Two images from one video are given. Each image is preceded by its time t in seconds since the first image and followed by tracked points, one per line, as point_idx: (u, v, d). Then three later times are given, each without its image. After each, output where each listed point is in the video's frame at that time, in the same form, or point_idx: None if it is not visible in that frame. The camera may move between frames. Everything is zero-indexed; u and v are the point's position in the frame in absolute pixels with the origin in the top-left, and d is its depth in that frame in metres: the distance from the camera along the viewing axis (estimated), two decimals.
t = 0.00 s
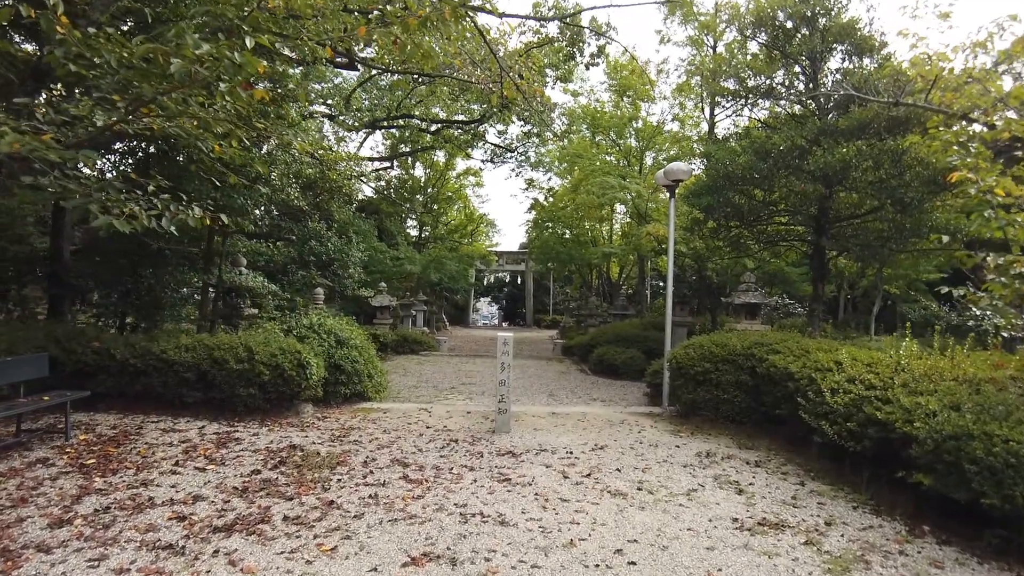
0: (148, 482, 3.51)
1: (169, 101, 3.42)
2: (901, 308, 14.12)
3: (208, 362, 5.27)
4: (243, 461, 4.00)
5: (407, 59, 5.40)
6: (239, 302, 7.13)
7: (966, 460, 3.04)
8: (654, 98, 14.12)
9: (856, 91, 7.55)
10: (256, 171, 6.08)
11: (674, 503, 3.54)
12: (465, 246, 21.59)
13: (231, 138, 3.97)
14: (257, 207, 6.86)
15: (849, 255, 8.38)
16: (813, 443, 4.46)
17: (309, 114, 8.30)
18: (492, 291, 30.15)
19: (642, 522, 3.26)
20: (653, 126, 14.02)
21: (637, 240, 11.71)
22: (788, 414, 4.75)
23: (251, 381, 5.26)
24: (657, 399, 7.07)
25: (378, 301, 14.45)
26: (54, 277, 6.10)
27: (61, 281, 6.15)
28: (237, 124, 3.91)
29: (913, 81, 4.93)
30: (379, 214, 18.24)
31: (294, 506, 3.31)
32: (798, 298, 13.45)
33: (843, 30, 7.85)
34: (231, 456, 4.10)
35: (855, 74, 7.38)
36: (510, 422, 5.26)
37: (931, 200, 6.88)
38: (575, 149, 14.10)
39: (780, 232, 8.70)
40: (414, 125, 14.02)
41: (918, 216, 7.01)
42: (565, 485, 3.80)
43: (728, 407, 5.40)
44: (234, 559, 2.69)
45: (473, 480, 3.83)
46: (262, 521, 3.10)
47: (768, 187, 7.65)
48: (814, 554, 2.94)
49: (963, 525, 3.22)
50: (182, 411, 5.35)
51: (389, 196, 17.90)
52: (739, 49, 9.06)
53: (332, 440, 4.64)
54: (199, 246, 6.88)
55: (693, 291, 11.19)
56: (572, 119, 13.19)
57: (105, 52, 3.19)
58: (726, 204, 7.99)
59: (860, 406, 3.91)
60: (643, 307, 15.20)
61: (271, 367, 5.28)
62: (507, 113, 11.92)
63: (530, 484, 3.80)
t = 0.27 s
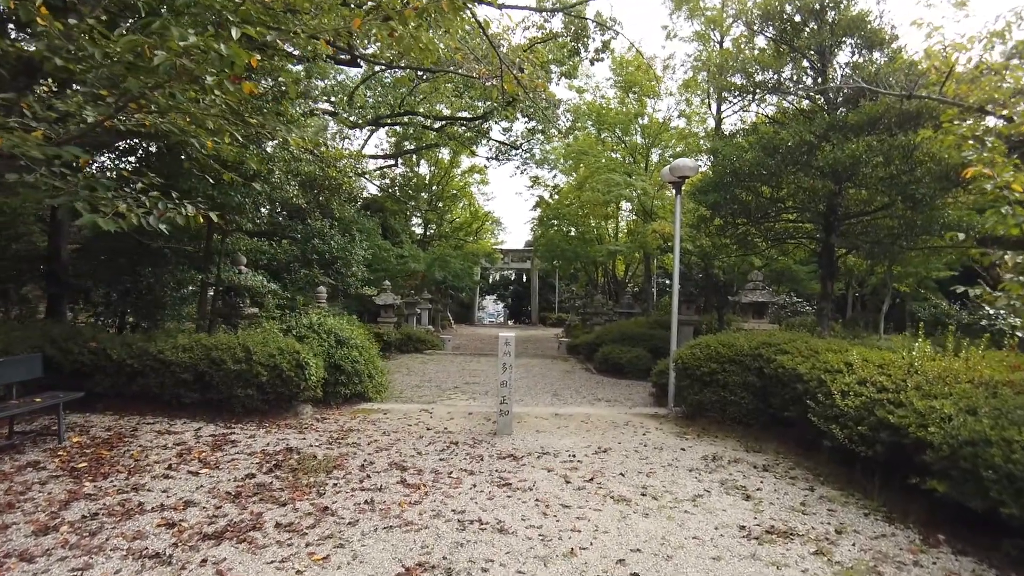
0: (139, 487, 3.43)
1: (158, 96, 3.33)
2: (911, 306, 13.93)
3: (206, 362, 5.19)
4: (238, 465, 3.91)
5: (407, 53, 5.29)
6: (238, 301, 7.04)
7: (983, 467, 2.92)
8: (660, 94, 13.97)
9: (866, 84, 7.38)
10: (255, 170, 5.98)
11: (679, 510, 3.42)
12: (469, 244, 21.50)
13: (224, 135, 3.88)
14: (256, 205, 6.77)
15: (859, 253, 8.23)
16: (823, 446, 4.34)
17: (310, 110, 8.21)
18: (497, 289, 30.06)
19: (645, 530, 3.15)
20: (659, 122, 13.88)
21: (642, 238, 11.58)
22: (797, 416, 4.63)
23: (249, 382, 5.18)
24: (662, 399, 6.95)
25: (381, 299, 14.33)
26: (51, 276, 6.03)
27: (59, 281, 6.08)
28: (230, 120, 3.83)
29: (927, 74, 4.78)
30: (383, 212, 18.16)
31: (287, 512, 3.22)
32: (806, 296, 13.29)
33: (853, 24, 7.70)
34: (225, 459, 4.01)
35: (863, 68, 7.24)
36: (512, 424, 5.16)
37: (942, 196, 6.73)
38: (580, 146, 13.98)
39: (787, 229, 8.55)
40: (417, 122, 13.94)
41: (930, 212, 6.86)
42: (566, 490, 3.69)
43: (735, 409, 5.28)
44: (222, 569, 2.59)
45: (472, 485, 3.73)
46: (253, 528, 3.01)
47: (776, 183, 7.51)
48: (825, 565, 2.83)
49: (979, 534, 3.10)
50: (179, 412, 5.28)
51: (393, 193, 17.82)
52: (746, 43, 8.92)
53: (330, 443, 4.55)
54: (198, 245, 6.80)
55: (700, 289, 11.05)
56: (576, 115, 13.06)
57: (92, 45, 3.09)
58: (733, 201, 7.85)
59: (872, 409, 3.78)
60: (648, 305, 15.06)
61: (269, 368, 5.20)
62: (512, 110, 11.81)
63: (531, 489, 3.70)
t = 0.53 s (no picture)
0: (135, 488, 3.37)
1: (155, 89, 3.26)
2: (921, 304, 13.76)
3: (207, 361, 5.13)
4: (238, 465, 3.85)
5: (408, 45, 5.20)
6: (241, 298, 6.98)
7: (1003, 469, 2.82)
8: (667, 90, 13.84)
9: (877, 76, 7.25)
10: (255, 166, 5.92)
11: (687, 512, 3.34)
12: (475, 242, 21.43)
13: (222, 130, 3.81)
14: (258, 202, 6.71)
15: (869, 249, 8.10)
16: (834, 446, 4.24)
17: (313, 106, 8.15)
18: (502, 286, 29.99)
19: (653, 533, 3.06)
20: (665, 118, 13.76)
21: (648, 235, 11.47)
22: (807, 416, 4.53)
23: (250, 380, 5.12)
24: (669, 398, 6.85)
25: (386, 298, 14.13)
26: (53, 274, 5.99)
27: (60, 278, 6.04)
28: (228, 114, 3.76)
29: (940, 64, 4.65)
30: (388, 209, 18.09)
31: (285, 514, 3.15)
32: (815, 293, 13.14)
33: (863, 16, 7.57)
34: (225, 459, 3.95)
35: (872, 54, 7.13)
36: (516, 423, 5.08)
37: (955, 191, 6.61)
38: (585, 143, 13.88)
39: (796, 226, 8.43)
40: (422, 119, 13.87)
41: (942, 208, 6.73)
42: (571, 491, 3.61)
43: (744, 409, 5.18)
44: (217, 572, 2.52)
45: (475, 486, 3.65)
46: (250, 530, 2.94)
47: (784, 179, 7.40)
48: (838, 571, 2.73)
49: (999, 538, 3.00)
50: (180, 411, 5.22)
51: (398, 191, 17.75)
52: (754, 37, 8.79)
53: (331, 442, 4.48)
54: (200, 242, 6.75)
55: (707, 287, 10.94)
56: (582, 111, 12.95)
57: (85, 37, 3.01)
58: (742, 197, 7.74)
59: (885, 409, 3.68)
60: (655, 303, 14.95)
61: (270, 366, 5.14)
62: (517, 106, 11.72)
63: (535, 490, 3.61)
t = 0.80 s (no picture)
0: (134, 488, 3.31)
1: (152, 83, 3.20)
2: (932, 303, 13.59)
3: (209, 359, 5.07)
4: (238, 465, 3.79)
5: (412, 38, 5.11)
6: (244, 296, 6.93)
7: None
8: (674, 87, 13.72)
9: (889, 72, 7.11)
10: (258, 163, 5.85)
11: (697, 516, 3.25)
12: (481, 240, 21.36)
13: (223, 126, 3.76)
14: (261, 199, 6.65)
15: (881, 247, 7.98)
16: (847, 448, 4.14)
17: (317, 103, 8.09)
18: (509, 285, 29.90)
19: (662, 537, 2.98)
20: (673, 115, 13.64)
21: (656, 233, 11.36)
22: (819, 416, 4.43)
23: (253, 379, 5.06)
24: (677, 397, 6.76)
25: (392, 297, 14.11)
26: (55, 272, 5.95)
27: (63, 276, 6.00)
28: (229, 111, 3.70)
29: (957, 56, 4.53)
30: (394, 208, 18.04)
31: (285, 516, 3.09)
32: (824, 292, 13.00)
33: (874, 10, 7.44)
34: (225, 459, 3.89)
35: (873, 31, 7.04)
36: (522, 423, 5.00)
37: (969, 188, 6.48)
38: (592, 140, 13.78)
39: (806, 223, 8.31)
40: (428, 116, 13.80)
41: (956, 205, 6.61)
42: (578, 494, 3.52)
43: (754, 409, 5.08)
44: None
45: (480, 488, 3.58)
46: (249, 533, 2.87)
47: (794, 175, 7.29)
48: None
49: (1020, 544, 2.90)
50: (182, 410, 5.17)
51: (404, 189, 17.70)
52: (762, 32, 8.67)
53: (334, 442, 4.42)
54: (203, 240, 6.69)
55: (715, 285, 10.83)
56: (589, 109, 12.84)
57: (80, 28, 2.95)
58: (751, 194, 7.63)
59: (901, 410, 3.58)
60: (662, 301, 14.83)
61: (273, 365, 5.07)
62: (523, 103, 11.63)
63: (541, 492, 3.53)
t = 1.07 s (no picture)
0: (132, 491, 3.23)
1: (149, 75, 3.11)
2: (945, 301, 13.40)
3: (211, 358, 5.00)
4: (239, 467, 3.71)
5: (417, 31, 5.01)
6: (249, 294, 6.85)
7: None
8: (682, 83, 13.58)
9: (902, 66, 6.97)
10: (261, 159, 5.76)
11: (711, 521, 3.15)
12: (487, 238, 21.26)
13: (224, 120, 3.67)
14: (265, 196, 6.57)
15: (894, 245, 7.84)
16: (865, 450, 4.02)
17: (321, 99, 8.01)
18: (515, 283, 29.79)
19: (675, 544, 2.87)
20: (681, 112, 13.50)
21: (664, 230, 11.24)
22: (836, 418, 4.31)
23: (256, 378, 4.98)
24: (687, 397, 6.65)
25: (398, 294, 13.83)
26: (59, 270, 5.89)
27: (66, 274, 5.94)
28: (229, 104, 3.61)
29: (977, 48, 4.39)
30: (400, 205, 17.98)
31: (287, 520, 3.00)
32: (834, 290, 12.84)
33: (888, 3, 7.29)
34: (227, 460, 3.81)
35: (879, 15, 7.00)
36: (529, 424, 4.90)
37: (987, 183, 6.33)
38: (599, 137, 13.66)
39: (818, 220, 8.18)
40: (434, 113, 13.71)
41: (973, 201, 6.46)
42: (588, 498, 3.42)
43: (767, 410, 4.96)
44: None
45: (487, 491, 3.48)
46: (249, 538, 2.78)
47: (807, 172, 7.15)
48: None
49: None
50: (185, 410, 5.10)
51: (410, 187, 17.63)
52: (773, 26, 8.54)
53: (338, 443, 4.33)
54: (207, 237, 6.62)
55: (724, 283, 10.70)
56: (596, 105, 12.72)
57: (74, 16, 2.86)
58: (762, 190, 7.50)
59: (922, 412, 3.46)
60: (670, 300, 14.69)
61: (276, 364, 4.99)
62: (530, 100, 11.52)
63: (549, 496, 3.43)
